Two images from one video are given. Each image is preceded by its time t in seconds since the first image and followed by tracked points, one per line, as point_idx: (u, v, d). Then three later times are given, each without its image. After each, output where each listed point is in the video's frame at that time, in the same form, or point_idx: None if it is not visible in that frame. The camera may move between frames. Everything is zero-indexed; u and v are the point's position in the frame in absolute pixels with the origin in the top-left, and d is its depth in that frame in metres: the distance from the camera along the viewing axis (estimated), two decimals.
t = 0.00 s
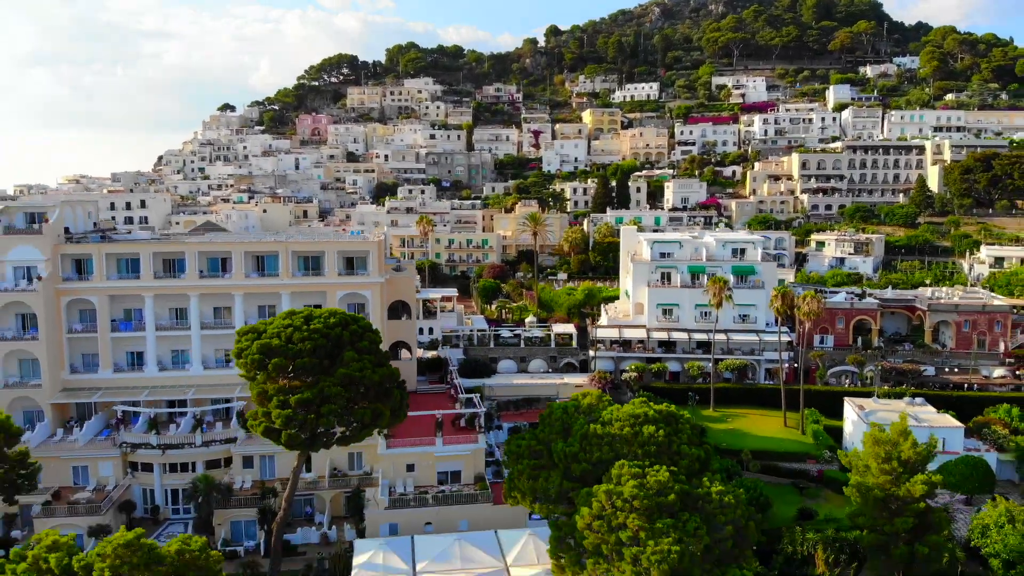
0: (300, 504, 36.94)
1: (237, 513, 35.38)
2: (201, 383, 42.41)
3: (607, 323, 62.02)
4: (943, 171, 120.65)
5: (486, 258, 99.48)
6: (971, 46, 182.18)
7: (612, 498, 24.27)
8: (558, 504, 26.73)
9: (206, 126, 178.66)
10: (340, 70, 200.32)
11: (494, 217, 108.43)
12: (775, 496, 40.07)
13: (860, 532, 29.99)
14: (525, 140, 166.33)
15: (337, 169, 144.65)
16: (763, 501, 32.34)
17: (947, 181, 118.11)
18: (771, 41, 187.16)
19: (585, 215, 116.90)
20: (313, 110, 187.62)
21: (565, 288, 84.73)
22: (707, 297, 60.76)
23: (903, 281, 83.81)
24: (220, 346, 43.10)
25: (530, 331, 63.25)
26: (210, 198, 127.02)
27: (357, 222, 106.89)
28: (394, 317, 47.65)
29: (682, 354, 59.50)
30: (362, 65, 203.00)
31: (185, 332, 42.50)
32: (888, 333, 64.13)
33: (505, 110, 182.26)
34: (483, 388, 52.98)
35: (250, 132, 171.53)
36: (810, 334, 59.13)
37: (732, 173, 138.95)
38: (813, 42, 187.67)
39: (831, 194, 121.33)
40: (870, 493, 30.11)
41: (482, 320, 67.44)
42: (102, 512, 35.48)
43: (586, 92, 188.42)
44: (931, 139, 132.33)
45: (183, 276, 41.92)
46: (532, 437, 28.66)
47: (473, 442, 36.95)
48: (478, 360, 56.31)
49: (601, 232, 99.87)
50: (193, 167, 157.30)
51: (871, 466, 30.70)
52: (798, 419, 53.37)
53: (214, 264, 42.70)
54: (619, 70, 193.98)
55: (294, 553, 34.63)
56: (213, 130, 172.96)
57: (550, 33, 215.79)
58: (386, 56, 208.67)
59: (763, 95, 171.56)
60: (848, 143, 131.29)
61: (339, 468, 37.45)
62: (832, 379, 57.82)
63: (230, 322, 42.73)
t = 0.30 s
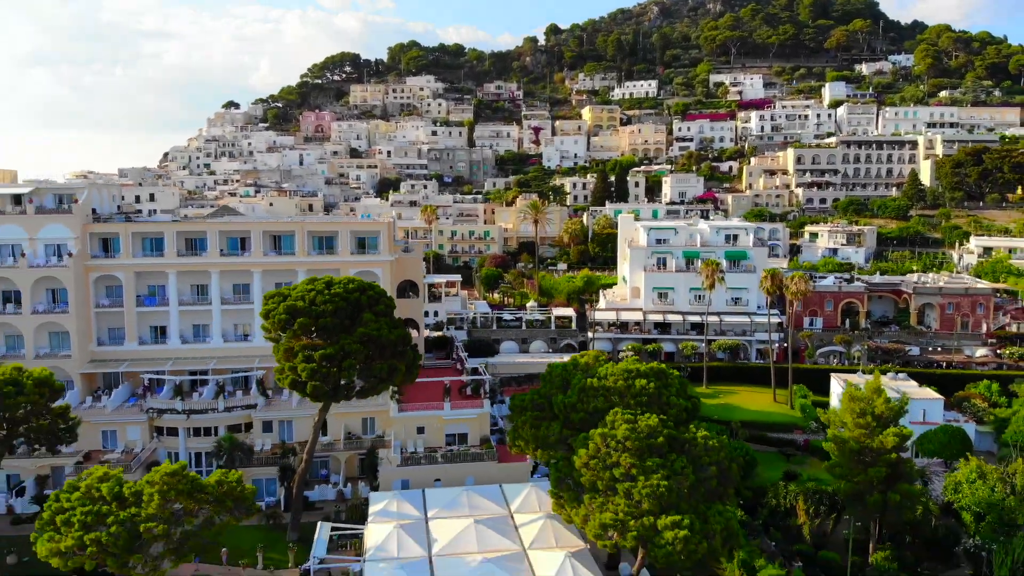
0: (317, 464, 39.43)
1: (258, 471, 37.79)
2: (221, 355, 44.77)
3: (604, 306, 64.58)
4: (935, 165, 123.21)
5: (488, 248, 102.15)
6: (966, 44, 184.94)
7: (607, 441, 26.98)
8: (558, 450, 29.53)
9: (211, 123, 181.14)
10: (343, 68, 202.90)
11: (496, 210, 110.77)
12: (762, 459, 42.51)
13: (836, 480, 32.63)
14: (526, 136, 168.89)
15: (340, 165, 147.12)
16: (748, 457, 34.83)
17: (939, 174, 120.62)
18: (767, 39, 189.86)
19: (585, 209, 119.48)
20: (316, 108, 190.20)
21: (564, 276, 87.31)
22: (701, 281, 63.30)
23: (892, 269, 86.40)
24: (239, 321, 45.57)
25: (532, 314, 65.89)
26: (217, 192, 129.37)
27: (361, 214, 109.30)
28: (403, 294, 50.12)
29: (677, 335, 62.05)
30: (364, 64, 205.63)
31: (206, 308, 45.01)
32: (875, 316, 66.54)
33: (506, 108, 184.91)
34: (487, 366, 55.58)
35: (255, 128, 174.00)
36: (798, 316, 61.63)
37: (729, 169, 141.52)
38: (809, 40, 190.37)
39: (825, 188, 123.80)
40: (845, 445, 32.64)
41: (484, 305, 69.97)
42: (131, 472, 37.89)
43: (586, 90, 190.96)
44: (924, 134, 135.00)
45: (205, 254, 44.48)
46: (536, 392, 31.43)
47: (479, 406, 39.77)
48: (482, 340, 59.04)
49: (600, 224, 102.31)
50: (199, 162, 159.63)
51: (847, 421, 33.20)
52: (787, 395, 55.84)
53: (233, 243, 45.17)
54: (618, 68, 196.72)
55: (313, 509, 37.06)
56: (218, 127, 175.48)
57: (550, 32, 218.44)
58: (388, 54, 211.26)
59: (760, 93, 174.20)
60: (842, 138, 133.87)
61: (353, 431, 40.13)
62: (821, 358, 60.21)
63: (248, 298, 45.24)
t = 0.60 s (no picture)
0: (332, 429, 41.97)
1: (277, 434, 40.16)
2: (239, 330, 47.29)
3: (602, 291, 67.18)
4: (927, 159, 125.68)
5: (490, 240, 104.74)
6: (960, 42, 187.58)
7: (602, 393, 29.76)
8: (559, 406, 32.33)
9: (216, 121, 183.56)
10: (346, 66, 205.38)
11: (497, 204, 113.09)
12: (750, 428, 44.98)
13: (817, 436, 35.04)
14: (526, 133, 171.40)
15: (344, 161, 149.46)
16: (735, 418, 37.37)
17: (931, 169, 123.01)
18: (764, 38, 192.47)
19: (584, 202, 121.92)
20: (319, 105, 192.73)
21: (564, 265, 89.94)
22: (695, 266, 65.93)
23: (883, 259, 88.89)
24: (256, 299, 48.14)
25: (533, 300, 68.55)
26: (223, 186, 131.63)
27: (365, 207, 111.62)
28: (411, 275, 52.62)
29: (671, 318, 64.70)
30: (367, 62, 208.16)
31: (225, 286, 47.55)
32: (863, 301, 68.86)
33: (506, 105, 187.46)
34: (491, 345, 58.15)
35: (259, 125, 176.41)
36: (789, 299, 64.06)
37: (726, 164, 144.04)
38: (806, 39, 192.84)
39: (820, 182, 126.26)
40: (824, 405, 35.13)
41: (487, 291, 72.59)
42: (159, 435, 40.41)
43: (585, 88, 193.47)
44: (917, 129, 137.51)
45: (224, 235, 47.04)
46: (539, 355, 34.26)
47: (484, 376, 42.64)
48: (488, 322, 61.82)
49: (600, 217, 104.72)
50: (204, 158, 161.88)
51: (826, 383, 35.64)
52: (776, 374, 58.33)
53: (251, 225, 47.76)
54: (617, 66, 199.37)
55: (328, 470, 39.42)
56: (223, 124, 177.90)
57: (550, 30, 220.93)
58: (390, 52, 213.76)
59: (757, 90, 176.78)
60: (837, 134, 136.37)
61: (365, 400, 43.16)
62: (810, 340, 62.58)
63: (265, 277, 47.83)
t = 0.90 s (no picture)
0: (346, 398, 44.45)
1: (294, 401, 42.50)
2: (257, 308, 49.79)
3: (601, 277, 69.83)
4: (919, 154, 128.23)
5: (491, 232, 107.32)
6: (954, 40, 190.38)
7: (599, 353, 32.67)
8: (559, 368, 35.28)
9: (220, 118, 185.94)
10: (348, 64, 207.95)
11: (498, 197, 115.33)
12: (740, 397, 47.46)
13: (799, 398, 37.65)
14: (526, 130, 173.84)
15: (347, 157, 151.86)
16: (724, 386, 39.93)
17: (923, 163, 125.43)
18: (761, 36, 195.14)
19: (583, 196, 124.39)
20: (322, 102, 195.20)
21: (563, 255, 92.65)
22: (689, 252, 68.59)
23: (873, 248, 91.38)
24: (272, 278, 50.59)
25: (533, 285, 71.53)
26: (228, 181, 133.90)
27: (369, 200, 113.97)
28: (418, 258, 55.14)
29: (667, 302, 67.36)
30: (369, 60, 210.75)
31: (243, 266, 50.00)
32: (852, 286, 71.32)
33: (507, 102, 189.98)
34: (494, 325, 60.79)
35: (263, 122, 178.86)
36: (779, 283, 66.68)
37: (722, 159, 146.52)
38: (802, 37, 195.36)
39: (814, 176, 128.82)
40: (806, 369, 37.68)
41: (488, 277, 75.25)
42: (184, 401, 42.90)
43: (585, 86, 196.09)
44: (910, 125, 140.13)
45: (242, 217, 49.61)
46: (540, 322, 37.21)
47: (488, 347, 45.24)
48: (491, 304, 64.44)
49: (598, 209, 107.23)
50: (209, 154, 164.02)
51: (808, 349, 38.22)
52: (767, 354, 60.78)
53: (266, 208, 50.25)
54: (616, 64, 202.15)
55: (343, 434, 41.89)
56: (227, 121, 180.19)
57: (549, 29, 223.50)
58: (392, 51, 216.30)
59: (754, 87, 179.43)
60: (831, 129, 138.89)
61: (376, 371, 45.81)
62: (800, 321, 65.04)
63: (281, 258, 50.32)
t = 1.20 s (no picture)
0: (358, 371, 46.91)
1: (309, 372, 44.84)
2: (272, 288, 52.26)
3: (599, 263, 72.32)
4: (912, 149, 130.68)
5: (493, 225, 109.89)
6: (949, 38, 193.03)
7: (596, 319, 35.47)
8: (559, 337, 38.10)
9: (224, 115, 188.35)
10: (350, 62, 210.54)
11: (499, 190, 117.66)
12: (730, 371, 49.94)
13: (783, 366, 40.26)
14: (527, 126, 176.24)
15: (351, 152, 154.27)
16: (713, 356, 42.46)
17: (916, 157, 127.86)
18: (758, 34, 197.74)
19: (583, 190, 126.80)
20: (325, 100, 197.72)
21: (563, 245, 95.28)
22: (684, 240, 71.08)
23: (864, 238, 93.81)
24: (286, 260, 53.07)
25: (534, 272, 74.14)
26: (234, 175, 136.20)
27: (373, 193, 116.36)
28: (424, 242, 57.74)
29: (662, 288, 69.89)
30: (371, 58, 213.29)
31: (258, 247, 52.48)
32: (841, 273, 73.86)
33: (507, 100, 192.54)
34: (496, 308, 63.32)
35: (267, 119, 181.26)
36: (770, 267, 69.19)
37: (720, 155, 148.96)
38: (799, 35, 197.94)
39: (809, 171, 131.28)
40: (789, 339, 40.41)
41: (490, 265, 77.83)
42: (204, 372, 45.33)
43: (584, 83, 198.67)
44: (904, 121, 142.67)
45: (257, 201, 52.11)
46: (542, 295, 40.04)
47: (491, 323, 47.81)
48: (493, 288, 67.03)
49: (597, 202, 109.74)
50: (214, 150, 166.35)
51: (792, 320, 40.91)
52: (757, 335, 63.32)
53: (281, 194, 52.79)
54: (615, 62, 204.82)
55: (356, 403, 44.56)
56: (232, 118, 182.63)
57: (549, 28, 226.12)
58: (394, 49, 218.88)
59: (751, 85, 182.01)
60: (826, 125, 141.43)
61: (386, 347, 48.46)
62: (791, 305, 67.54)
63: (294, 241, 52.82)
